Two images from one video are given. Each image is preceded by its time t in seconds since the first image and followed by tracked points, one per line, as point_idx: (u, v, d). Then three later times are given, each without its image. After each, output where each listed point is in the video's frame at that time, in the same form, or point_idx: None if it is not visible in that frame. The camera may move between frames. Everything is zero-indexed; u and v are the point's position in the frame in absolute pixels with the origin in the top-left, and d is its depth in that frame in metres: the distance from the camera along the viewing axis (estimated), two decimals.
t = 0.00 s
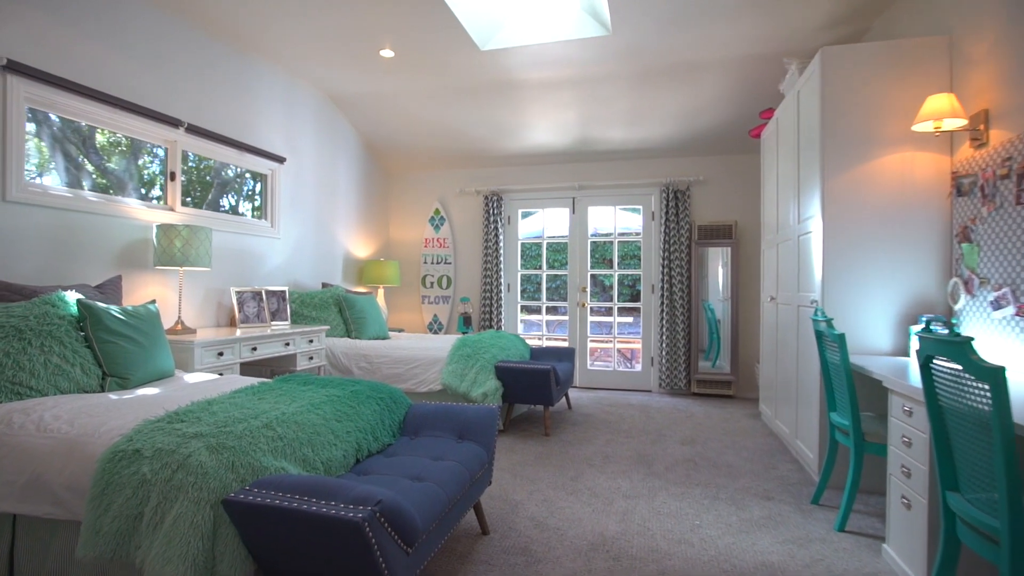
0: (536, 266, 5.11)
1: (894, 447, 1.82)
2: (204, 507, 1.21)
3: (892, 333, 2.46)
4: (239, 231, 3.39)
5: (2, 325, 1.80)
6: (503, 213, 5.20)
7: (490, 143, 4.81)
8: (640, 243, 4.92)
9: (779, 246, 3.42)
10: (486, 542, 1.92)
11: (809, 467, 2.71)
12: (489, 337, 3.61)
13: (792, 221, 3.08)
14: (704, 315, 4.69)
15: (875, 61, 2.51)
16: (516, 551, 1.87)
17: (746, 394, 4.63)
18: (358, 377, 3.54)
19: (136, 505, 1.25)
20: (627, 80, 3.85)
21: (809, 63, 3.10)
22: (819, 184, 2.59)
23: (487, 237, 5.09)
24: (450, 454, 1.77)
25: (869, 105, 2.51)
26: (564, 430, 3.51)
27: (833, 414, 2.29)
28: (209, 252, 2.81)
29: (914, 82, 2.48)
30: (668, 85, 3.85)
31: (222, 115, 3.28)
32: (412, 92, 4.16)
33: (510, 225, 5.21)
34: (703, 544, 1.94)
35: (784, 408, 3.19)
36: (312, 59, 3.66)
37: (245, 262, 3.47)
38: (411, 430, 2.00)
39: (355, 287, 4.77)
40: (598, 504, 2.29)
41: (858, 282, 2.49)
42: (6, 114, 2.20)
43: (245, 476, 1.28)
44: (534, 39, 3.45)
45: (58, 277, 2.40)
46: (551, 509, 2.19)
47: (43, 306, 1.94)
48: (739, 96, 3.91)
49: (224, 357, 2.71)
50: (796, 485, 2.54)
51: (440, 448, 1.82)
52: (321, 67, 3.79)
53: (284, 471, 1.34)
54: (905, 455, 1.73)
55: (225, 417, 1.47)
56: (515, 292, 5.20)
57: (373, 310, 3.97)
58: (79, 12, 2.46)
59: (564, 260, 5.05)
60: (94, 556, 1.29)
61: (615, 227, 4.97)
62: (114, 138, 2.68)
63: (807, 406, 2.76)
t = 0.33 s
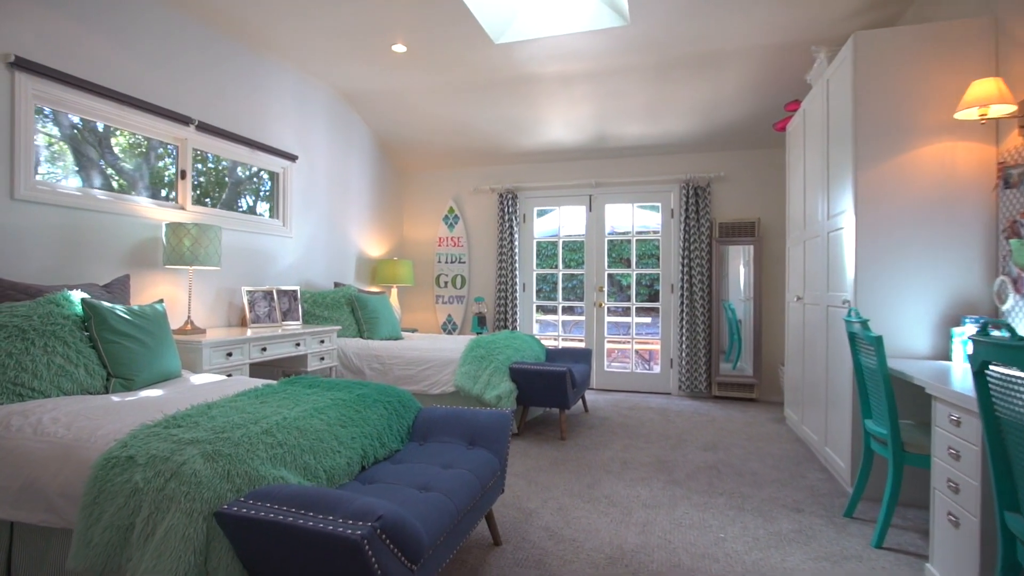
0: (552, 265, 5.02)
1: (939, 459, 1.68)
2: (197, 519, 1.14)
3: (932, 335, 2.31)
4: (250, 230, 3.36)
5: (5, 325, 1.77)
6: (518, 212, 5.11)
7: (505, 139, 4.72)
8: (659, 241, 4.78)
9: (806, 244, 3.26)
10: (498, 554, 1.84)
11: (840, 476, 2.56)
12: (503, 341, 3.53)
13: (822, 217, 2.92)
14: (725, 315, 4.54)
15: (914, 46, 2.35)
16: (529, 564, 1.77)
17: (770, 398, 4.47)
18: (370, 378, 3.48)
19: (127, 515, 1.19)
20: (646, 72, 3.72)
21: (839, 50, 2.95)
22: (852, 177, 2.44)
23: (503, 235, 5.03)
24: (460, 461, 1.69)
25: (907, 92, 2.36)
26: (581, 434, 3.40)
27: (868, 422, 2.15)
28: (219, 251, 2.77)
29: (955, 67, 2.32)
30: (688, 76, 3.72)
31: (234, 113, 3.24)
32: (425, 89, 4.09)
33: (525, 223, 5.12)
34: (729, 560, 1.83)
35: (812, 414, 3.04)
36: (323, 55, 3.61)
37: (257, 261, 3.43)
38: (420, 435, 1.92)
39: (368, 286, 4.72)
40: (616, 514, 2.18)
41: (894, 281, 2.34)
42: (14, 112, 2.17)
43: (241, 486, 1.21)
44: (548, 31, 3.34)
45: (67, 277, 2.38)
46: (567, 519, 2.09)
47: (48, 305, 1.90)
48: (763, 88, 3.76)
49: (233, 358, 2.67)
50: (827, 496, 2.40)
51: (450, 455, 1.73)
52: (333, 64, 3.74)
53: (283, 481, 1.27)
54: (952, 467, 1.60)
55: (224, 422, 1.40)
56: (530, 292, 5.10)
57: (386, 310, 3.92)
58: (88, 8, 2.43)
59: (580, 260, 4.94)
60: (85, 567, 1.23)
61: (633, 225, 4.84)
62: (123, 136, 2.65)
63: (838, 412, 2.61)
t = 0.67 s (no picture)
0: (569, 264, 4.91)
1: (991, 474, 1.54)
2: (188, 532, 1.08)
3: (977, 338, 2.15)
4: (262, 229, 3.33)
5: (10, 325, 1.74)
6: (534, 210, 5.01)
7: (520, 136, 4.63)
8: (679, 240, 4.64)
9: (836, 241, 3.11)
10: (510, 567, 1.75)
11: (874, 488, 2.41)
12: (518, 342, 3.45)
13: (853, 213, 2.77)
14: (748, 316, 4.38)
15: (956, 28, 2.20)
16: None
17: (796, 402, 4.30)
18: (383, 379, 3.42)
19: (117, 526, 1.13)
20: (666, 64, 3.60)
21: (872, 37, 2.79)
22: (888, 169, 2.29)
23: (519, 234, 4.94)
24: (469, 469, 1.60)
25: (948, 79, 2.20)
26: (598, 438, 3.30)
27: (908, 431, 2.00)
28: (229, 250, 2.74)
29: (1002, 51, 2.16)
30: (710, 68, 3.58)
31: (245, 111, 3.21)
32: (439, 85, 4.02)
33: (541, 222, 5.03)
34: None
35: (844, 420, 2.89)
36: (335, 52, 3.57)
37: (269, 261, 3.40)
38: (429, 441, 1.84)
39: (382, 286, 4.68)
40: (635, 525, 2.07)
41: (934, 280, 2.19)
42: (25, 110, 2.16)
43: (235, 496, 1.14)
44: (565, 23, 3.24)
45: (77, 276, 2.36)
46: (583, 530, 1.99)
47: (53, 305, 1.87)
48: (789, 78, 3.60)
49: (243, 359, 2.63)
50: (861, 509, 2.26)
51: (459, 462, 1.65)
52: (345, 61, 3.69)
53: (280, 491, 1.20)
54: (1006, 483, 1.46)
55: (222, 427, 1.34)
56: (547, 292, 5.00)
57: (399, 310, 3.86)
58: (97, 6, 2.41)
59: (598, 259, 4.83)
60: None
61: (652, 223, 4.71)
62: (133, 135, 2.63)
63: (872, 419, 2.46)
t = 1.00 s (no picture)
0: (587, 264, 4.79)
1: None
2: (174, 546, 1.01)
3: None
4: (275, 229, 3.30)
5: (14, 325, 1.71)
6: (551, 209, 4.91)
7: (539, 132, 4.54)
8: (701, 238, 4.49)
9: (870, 237, 2.94)
10: None
11: (915, 501, 2.25)
12: (534, 344, 3.35)
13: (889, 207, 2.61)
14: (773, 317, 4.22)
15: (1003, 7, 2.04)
16: None
17: (825, 407, 4.11)
18: (396, 381, 3.36)
19: (103, 540, 1.06)
20: (687, 55, 3.46)
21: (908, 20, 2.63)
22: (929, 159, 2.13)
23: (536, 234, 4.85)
24: (478, 479, 1.51)
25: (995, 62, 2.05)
26: (617, 443, 3.18)
27: (953, 441, 1.85)
28: (240, 250, 2.70)
29: None
30: (733, 58, 3.44)
31: (258, 110, 3.19)
32: (454, 81, 3.95)
33: (559, 220, 4.92)
34: None
35: (879, 427, 2.72)
36: (349, 50, 3.53)
37: (282, 261, 3.37)
38: (437, 447, 1.75)
39: (397, 287, 4.63)
40: (656, 538, 1.96)
41: (981, 280, 2.03)
42: (34, 110, 2.15)
43: (225, 508, 1.06)
44: (582, 13, 3.14)
45: (88, 276, 2.34)
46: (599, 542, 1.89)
47: (58, 305, 1.84)
48: (818, 67, 3.43)
49: (253, 360, 2.59)
50: (901, 524, 2.10)
51: (468, 471, 1.56)
52: (359, 59, 3.65)
53: (273, 502, 1.12)
54: None
55: (217, 433, 1.27)
56: (565, 292, 4.90)
57: (413, 311, 3.79)
58: (108, 5, 2.40)
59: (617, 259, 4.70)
60: None
61: (673, 222, 4.57)
62: (143, 133, 2.61)
63: (911, 427, 2.30)
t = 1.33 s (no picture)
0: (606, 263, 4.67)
1: None
2: (152, 564, 0.94)
3: None
4: (288, 228, 3.27)
5: (18, 326, 1.69)
6: (570, 207, 4.80)
7: (556, 129, 4.44)
8: (725, 236, 4.33)
9: (908, 234, 2.76)
10: None
11: (960, 518, 2.08)
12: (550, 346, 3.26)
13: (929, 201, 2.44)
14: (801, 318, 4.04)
15: None
16: None
17: (858, 412, 3.91)
18: (410, 383, 3.30)
19: (82, 555, 1.00)
20: (709, 46, 3.32)
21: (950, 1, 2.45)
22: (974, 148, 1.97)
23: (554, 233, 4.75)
24: (485, 491, 1.42)
25: None
26: (636, 450, 3.06)
27: (1004, 455, 1.69)
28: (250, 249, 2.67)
29: None
30: (759, 47, 3.28)
31: (271, 109, 3.16)
32: (468, 77, 3.88)
33: (578, 219, 4.81)
34: None
35: (918, 436, 2.55)
36: (362, 48, 3.49)
37: (295, 261, 3.34)
38: (444, 455, 1.67)
39: (413, 287, 4.58)
40: (676, 553, 1.84)
41: None
42: (45, 109, 2.14)
43: (209, 524, 1.00)
44: (601, 3, 3.03)
45: (99, 276, 2.33)
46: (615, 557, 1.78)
47: (64, 306, 1.82)
48: (849, 55, 3.25)
49: (263, 361, 2.55)
50: (944, 543, 1.94)
51: (474, 482, 1.47)
52: (372, 56, 3.61)
53: (261, 517, 1.05)
54: None
55: (208, 441, 1.21)
56: (583, 292, 4.78)
57: (428, 311, 3.73)
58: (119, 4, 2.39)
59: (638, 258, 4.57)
60: None
61: (695, 220, 4.41)
62: (155, 133, 2.60)
63: (955, 437, 2.13)
